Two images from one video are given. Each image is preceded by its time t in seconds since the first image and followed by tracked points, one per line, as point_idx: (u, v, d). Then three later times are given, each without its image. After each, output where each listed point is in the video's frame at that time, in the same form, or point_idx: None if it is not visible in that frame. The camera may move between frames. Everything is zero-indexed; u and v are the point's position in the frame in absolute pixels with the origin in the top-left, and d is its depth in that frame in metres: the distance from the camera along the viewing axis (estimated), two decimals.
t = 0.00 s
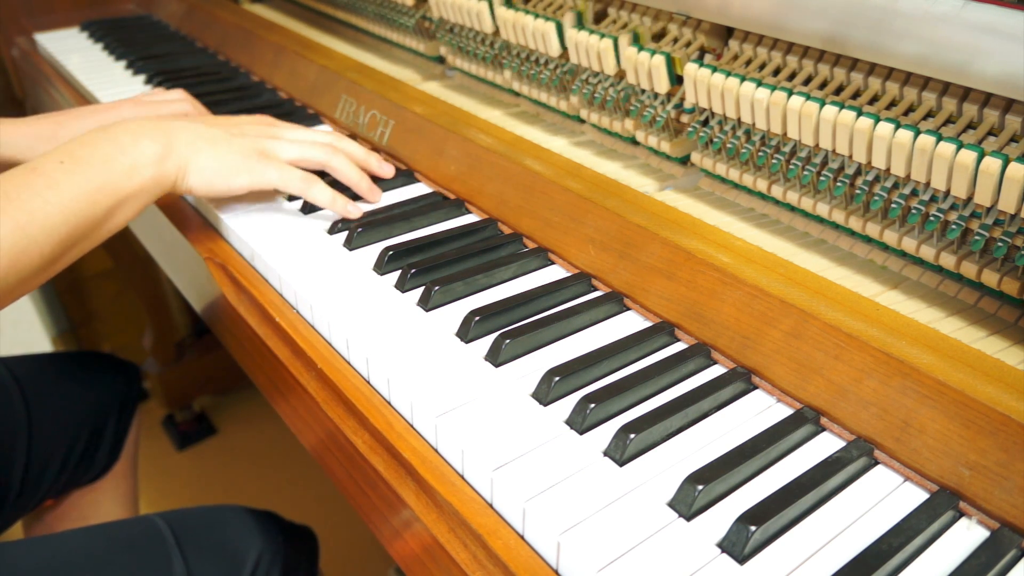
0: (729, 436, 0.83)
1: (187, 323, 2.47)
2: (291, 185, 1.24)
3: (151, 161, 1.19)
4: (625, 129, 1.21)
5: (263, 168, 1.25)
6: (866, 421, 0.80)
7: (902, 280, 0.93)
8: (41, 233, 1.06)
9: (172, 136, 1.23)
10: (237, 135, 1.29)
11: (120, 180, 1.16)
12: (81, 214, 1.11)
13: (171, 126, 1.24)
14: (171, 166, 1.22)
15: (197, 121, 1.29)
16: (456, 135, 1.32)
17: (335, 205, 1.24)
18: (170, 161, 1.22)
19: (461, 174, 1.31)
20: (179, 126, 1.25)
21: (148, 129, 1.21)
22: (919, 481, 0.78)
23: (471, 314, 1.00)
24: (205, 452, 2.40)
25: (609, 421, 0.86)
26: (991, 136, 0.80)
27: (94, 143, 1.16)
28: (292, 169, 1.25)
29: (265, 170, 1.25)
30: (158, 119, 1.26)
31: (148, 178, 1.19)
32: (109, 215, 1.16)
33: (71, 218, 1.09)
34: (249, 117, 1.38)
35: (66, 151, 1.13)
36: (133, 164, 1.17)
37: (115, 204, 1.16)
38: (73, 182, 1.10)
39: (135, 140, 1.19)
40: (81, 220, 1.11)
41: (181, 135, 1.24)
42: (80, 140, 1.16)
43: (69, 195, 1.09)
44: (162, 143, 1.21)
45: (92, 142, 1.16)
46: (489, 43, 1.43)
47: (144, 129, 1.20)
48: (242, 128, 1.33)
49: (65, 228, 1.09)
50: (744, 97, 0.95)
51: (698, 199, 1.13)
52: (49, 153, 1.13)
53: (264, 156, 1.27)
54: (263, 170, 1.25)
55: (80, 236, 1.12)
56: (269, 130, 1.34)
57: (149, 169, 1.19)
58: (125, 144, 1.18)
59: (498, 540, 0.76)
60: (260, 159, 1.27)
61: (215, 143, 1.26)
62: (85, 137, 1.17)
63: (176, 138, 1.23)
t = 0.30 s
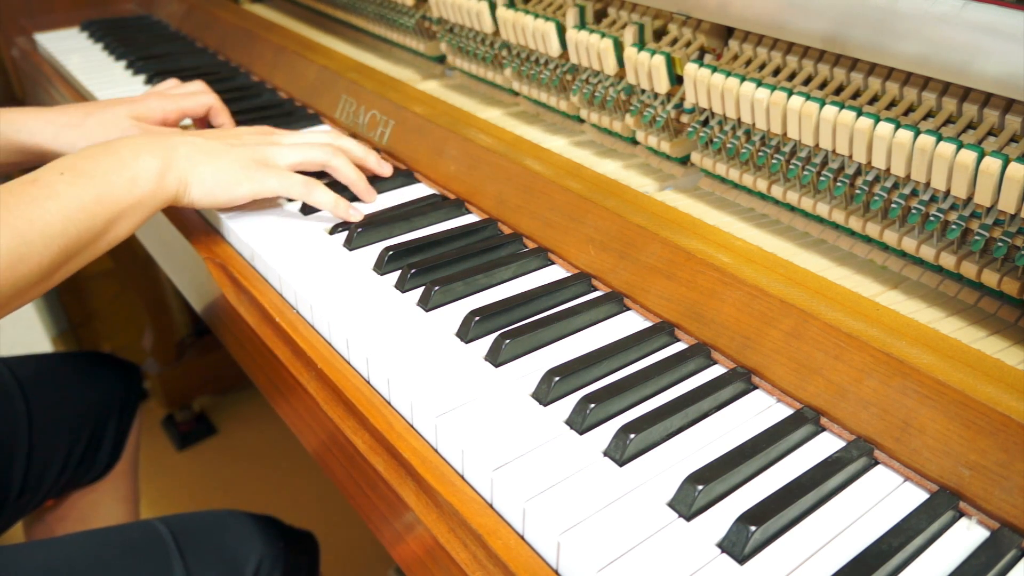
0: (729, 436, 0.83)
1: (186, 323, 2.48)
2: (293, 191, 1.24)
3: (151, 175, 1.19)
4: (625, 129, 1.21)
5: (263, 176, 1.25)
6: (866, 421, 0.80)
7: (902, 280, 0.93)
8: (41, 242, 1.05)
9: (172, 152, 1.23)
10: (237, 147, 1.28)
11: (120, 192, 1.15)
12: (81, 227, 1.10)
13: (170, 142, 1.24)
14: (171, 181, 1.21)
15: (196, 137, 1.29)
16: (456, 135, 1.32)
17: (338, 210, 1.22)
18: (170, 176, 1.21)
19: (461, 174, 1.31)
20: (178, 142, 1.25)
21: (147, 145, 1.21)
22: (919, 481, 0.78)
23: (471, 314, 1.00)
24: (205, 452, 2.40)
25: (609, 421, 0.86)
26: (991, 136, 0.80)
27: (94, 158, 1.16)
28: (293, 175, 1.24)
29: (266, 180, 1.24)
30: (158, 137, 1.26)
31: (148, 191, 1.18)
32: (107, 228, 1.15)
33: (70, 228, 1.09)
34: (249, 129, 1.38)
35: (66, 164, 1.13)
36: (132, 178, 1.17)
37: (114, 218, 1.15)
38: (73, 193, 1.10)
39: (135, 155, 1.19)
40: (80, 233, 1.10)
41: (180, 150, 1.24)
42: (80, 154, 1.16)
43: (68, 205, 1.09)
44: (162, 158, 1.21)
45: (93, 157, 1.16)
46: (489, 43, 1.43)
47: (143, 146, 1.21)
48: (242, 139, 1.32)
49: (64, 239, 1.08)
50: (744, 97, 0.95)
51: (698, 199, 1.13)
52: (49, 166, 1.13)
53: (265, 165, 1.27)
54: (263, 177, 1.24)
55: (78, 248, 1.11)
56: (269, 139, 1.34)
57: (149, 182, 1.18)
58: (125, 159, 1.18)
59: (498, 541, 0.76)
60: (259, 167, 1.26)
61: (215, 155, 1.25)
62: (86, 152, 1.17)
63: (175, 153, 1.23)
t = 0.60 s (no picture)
0: (729, 436, 0.83)
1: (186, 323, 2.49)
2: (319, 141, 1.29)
3: (179, 120, 1.19)
4: (625, 129, 1.21)
5: (291, 133, 1.28)
6: (866, 421, 0.80)
7: (902, 280, 0.93)
8: (66, 183, 1.05)
9: (202, 97, 1.23)
10: (265, 102, 1.30)
11: (146, 137, 1.15)
12: (106, 168, 1.10)
13: (199, 87, 1.24)
14: (199, 127, 1.22)
15: (224, 86, 1.29)
16: (456, 135, 1.32)
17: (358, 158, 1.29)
18: (198, 122, 1.22)
19: (461, 174, 1.31)
20: (208, 88, 1.25)
21: (177, 89, 1.21)
22: (919, 481, 0.78)
23: (471, 314, 1.00)
24: (206, 452, 2.40)
25: (609, 421, 0.86)
26: (991, 136, 0.80)
27: (122, 101, 1.15)
28: (319, 125, 1.29)
29: (293, 133, 1.28)
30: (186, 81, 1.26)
31: (174, 137, 1.19)
32: (131, 173, 1.15)
33: (96, 170, 1.09)
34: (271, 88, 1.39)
35: (93, 106, 1.12)
36: (159, 123, 1.17)
37: (139, 163, 1.15)
38: (100, 136, 1.10)
39: (164, 98, 1.19)
40: (105, 174, 1.10)
41: (212, 97, 1.24)
42: (108, 97, 1.16)
43: (95, 148, 1.08)
44: (192, 103, 1.21)
45: (120, 99, 1.15)
46: (489, 43, 1.43)
47: (171, 90, 1.20)
48: (268, 95, 1.34)
49: (87, 180, 1.08)
50: (744, 97, 0.95)
51: (698, 199, 1.13)
52: (78, 106, 1.13)
53: (291, 121, 1.30)
54: (291, 134, 1.28)
55: (103, 192, 1.12)
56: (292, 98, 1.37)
57: (176, 128, 1.19)
58: (153, 102, 1.18)
59: (498, 540, 0.76)
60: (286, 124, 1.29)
61: (242, 108, 1.27)
62: (112, 95, 1.16)
63: (205, 99, 1.23)
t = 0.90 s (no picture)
0: (729, 436, 0.83)
1: (187, 323, 2.49)
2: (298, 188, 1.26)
3: (158, 173, 1.18)
4: (625, 130, 1.21)
5: (270, 181, 1.25)
6: (866, 421, 0.80)
7: (902, 280, 0.93)
8: (49, 239, 1.08)
9: (182, 148, 1.22)
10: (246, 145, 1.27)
11: (129, 189, 1.16)
12: (87, 223, 1.12)
13: (177, 136, 1.23)
14: (178, 179, 1.21)
15: (203, 129, 1.27)
16: (456, 135, 1.32)
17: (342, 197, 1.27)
18: (176, 174, 1.21)
19: (461, 174, 1.31)
20: (188, 137, 1.24)
21: (157, 139, 1.20)
22: (919, 481, 0.78)
23: (471, 314, 1.00)
24: (205, 452, 2.40)
25: (609, 421, 0.86)
26: (991, 136, 0.80)
27: (103, 153, 1.16)
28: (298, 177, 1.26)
29: (272, 180, 1.25)
30: (169, 128, 1.25)
31: (158, 187, 1.18)
32: (118, 221, 1.16)
33: (77, 225, 1.11)
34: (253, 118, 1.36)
35: (75, 158, 1.14)
36: (140, 174, 1.17)
37: (124, 211, 1.16)
38: (80, 189, 1.11)
39: (145, 149, 1.19)
40: (88, 225, 1.12)
41: (191, 147, 1.23)
42: (91, 147, 1.16)
43: (74, 202, 1.10)
44: (171, 155, 1.20)
45: (102, 151, 1.16)
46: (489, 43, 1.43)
47: (152, 140, 1.20)
48: (250, 131, 1.31)
49: (69, 234, 1.10)
50: (744, 97, 0.95)
51: (699, 199, 1.13)
52: (62, 156, 1.15)
53: (272, 166, 1.26)
54: (270, 182, 1.25)
55: (88, 240, 1.14)
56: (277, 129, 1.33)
57: (158, 178, 1.18)
58: (134, 153, 1.18)
59: (498, 541, 0.76)
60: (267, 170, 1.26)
61: (221, 154, 1.25)
62: (95, 144, 1.17)
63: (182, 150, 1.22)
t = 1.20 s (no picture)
0: (729, 436, 0.83)
1: (187, 323, 2.50)
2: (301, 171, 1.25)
3: (157, 166, 1.18)
4: (625, 130, 1.21)
5: (272, 165, 1.25)
6: (866, 421, 0.80)
7: (902, 280, 0.93)
8: (45, 243, 1.06)
9: (179, 138, 1.21)
10: (243, 131, 1.27)
11: (125, 186, 1.15)
12: (84, 223, 1.10)
13: (174, 127, 1.23)
14: (178, 170, 1.21)
15: (201, 119, 1.27)
16: (456, 135, 1.32)
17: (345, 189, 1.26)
18: (177, 165, 1.20)
19: (461, 174, 1.31)
20: (184, 128, 1.23)
21: (153, 133, 1.20)
22: (919, 481, 0.78)
23: (471, 314, 1.00)
24: (206, 452, 2.40)
25: (609, 421, 0.86)
26: (991, 136, 0.80)
27: (97, 152, 1.14)
28: (299, 158, 1.25)
29: (273, 165, 1.24)
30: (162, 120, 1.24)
31: (156, 182, 1.18)
32: (113, 222, 1.15)
33: (74, 226, 1.09)
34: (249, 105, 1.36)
35: (69, 158, 1.12)
36: (139, 169, 1.16)
37: (118, 212, 1.15)
38: (75, 190, 1.09)
39: (141, 145, 1.18)
40: (85, 223, 1.10)
41: (188, 136, 1.23)
42: (83, 147, 1.15)
43: (70, 203, 1.08)
44: (169, 147, 1.20)
45: (96, 150, 1.14)
46: (489, 43, 1.43)
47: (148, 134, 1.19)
48: (249, 118, 1.31)
49: (66, 233, 1.08)
50: (744, 97, 0.95)
51: (698, 199, 1.13)
52: (54, 159, 1.13)
53: (272, 151, 1.26)
54: (270, 167, 1.24)
55: (83, 243, 1.12)
56: (273, 116, 1.33)
57: (156, 172, 1.18)
58: (130, 149, 1.17)
59: (498, 541, 0.76)
60: (267, 155, 1.26)
61: (220, 141, 1.24)
62: (87, 145, 1.16)
63: (181, 140, 1.22)
